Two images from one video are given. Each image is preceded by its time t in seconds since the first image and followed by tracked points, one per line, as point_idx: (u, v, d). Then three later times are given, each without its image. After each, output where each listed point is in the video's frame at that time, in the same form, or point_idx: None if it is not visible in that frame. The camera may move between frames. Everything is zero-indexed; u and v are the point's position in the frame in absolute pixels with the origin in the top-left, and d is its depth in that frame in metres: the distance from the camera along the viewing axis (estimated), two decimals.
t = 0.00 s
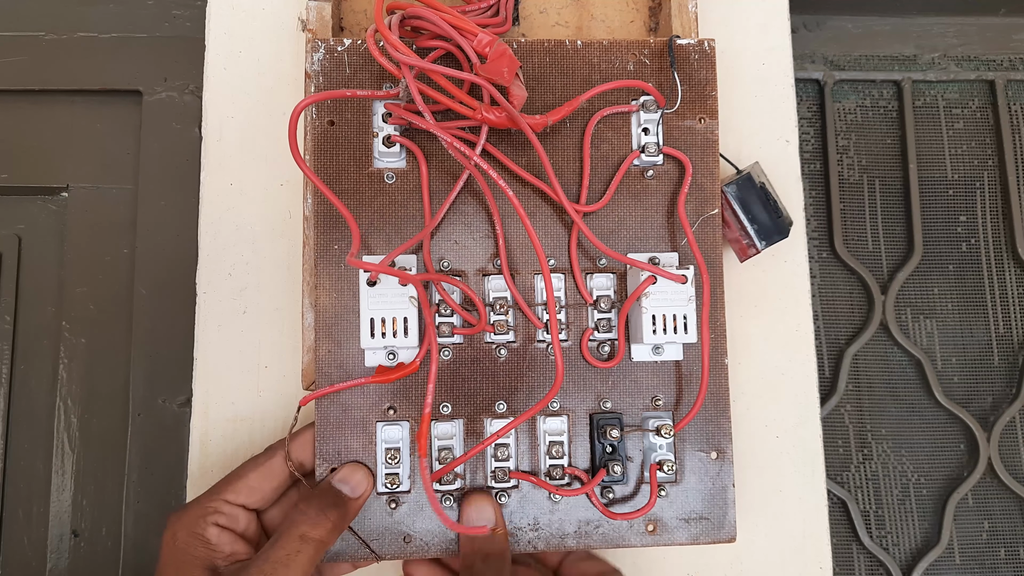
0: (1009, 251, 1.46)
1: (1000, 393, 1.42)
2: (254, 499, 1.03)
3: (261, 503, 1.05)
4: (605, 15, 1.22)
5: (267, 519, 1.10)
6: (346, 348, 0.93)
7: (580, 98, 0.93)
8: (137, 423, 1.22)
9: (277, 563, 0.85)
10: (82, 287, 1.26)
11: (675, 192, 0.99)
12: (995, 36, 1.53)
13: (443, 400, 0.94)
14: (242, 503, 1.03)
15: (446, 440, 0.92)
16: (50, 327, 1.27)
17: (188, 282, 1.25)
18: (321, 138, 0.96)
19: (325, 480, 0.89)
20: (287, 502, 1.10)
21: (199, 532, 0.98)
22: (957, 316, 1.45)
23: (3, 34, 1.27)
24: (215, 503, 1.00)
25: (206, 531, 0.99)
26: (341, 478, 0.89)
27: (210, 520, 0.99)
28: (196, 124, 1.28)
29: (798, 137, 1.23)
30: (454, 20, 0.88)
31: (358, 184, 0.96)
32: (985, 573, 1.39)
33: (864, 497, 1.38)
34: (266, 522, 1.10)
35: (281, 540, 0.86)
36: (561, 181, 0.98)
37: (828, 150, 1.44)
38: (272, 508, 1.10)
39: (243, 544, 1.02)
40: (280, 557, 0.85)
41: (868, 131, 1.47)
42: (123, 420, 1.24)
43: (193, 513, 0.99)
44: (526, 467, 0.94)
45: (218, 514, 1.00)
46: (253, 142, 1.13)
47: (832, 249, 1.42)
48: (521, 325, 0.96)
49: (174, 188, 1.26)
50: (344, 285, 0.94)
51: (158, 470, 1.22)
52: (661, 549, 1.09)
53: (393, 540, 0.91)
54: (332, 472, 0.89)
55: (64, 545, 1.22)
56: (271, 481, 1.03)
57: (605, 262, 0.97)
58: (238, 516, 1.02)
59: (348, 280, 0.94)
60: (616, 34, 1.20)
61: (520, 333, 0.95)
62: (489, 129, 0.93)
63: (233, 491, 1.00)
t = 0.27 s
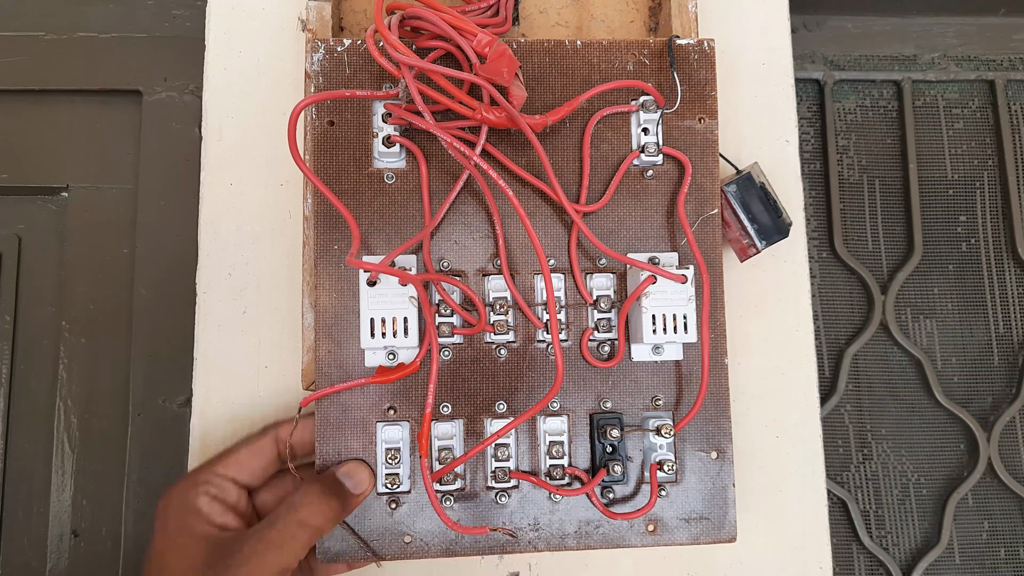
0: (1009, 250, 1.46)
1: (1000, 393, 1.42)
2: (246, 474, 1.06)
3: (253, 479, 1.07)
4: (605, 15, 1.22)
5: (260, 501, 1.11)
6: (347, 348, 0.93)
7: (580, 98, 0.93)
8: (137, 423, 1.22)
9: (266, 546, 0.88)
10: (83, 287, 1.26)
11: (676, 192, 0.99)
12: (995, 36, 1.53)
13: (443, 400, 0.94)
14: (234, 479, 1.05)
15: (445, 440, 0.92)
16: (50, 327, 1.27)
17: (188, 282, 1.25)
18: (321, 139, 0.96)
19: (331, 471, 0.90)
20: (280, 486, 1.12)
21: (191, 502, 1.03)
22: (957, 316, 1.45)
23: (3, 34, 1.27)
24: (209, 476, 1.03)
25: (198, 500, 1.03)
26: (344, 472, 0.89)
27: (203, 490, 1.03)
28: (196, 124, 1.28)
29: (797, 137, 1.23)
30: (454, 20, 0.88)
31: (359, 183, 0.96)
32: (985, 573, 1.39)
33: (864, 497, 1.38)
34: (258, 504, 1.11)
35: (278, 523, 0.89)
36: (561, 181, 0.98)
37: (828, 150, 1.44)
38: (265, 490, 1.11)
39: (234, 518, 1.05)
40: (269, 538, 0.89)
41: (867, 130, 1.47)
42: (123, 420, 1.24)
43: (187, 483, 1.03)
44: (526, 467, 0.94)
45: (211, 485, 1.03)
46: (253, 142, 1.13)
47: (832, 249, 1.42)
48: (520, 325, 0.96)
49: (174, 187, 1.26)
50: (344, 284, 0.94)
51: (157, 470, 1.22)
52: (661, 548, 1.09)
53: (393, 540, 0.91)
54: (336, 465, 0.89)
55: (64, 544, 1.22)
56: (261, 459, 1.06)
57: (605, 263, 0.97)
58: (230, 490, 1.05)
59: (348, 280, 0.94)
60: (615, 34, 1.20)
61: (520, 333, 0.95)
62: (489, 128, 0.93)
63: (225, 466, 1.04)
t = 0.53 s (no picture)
0: (1009, 251, 1.46)
1: (1000, 393, 1.42)
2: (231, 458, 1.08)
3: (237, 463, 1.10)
4: (605, 15, 1.22)
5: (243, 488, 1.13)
6: (351, 349, 0.93)
7: (586, 99, 0.93)
8: (137, 423, 1.22)
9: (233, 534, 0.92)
10: (83, 287, 1.26)
11: (681, 193, 0.99)
12: (995, 37, 1.53)
13: (448, 395, 0.94)
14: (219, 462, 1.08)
15: (450, 434, 0.92)
16: (49, 327, 1.26)
17: (188, 283, 1.25)
18: (333, 140, 0.96)
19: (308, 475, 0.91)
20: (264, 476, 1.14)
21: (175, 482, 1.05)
22: (957, 316, 1.45)
23: (3, 34, 1.27)
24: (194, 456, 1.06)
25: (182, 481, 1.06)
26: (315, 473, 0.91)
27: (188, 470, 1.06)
28: (196, 124, 1.27)
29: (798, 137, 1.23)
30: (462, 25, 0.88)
31: (369, 182, 0.96)
32: (985, 573, 1.39)
33: (864, 498, 1.38)
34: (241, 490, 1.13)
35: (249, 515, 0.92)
36: (566, 182, 0.98)
37: (828, 150, 1.45)
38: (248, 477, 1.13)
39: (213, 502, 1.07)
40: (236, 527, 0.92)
41: (868, 130, 1.47)
42: (123, 420, 1.24)
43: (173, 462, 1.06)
44: (529, 463, 0.94)
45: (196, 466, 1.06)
46: (254, 142, 1.13)
47: (833, 249, 1.42)
48: (526, 323, 0.96)
49: (173, 187, 1.26)
50: (347, 285, 0.94)
51: (157, 471, 1.22)
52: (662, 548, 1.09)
53: (397, 533, 0.91)
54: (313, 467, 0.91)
55: (63, 545, 1.21)
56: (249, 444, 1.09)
57: (610, 262, 0.98)
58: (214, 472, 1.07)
59: (352, 281, 0.94)
60: (616, 35, 1.20)
61: (525, 330, 0.96)
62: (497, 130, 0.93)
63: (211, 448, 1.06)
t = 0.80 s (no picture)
0: (1009, 250, 1.46)
1: (1000, 393, 1.42)
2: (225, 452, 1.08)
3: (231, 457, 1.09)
4: (605, 15, 1.22)
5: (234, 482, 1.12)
6: (351, 348, 0.93)
7: (586, 99, 0.93)
8: (137, 423, 1.22)
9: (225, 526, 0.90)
10: (83, 287, 1.26)
11: (681, 193, 0.99)
12: (995, 37, 1.53)
13: (448, 395, 0.94)
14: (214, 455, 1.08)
15: (450, 434, 0.93)
16: (49, 327, 1.26)
17: (188, 282, 1.25)
18: (333, 139, 0.96)
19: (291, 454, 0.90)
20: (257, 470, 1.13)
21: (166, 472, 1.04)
22: (957, 316, 1.45)
23: (3, 34, 1.27)
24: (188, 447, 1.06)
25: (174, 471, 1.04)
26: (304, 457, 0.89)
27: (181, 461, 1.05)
28: (196, 124, 1.27)
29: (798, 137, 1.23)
30: (461, 25, 0.88)
31: (369, 182, 0.96)
32: (985, 573, 1.39)
33: (864, 497, 1.38)
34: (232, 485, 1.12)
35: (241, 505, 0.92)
36: (566, 182, 0.98)
37: (828, 150, 1.45)
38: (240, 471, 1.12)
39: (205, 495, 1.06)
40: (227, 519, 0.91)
41: (867, 130, 1.47)
42: (123, 420, 1.24)
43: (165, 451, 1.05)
44: (529, 463, 0.94)
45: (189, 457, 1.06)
46: (254, 142, 1.13)
47: (832, 248, 1.42)
48: (526, 323, 0.96)
49: (173, 187, 1.26)
50: (347, 285, 0.94)
51: (157, 470, 1.22)
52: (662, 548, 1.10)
53: (396, 532, 0.91)
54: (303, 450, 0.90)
55: (63, 545, 1.21)
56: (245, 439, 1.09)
57: (610, 262, 0.98)
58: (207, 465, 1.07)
59: (352, 280, 0.94)
60: (616, 35, 1.20)
61: (525, 330, 0.96)
62: (496, 130, 0.93)
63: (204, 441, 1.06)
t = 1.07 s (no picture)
0: (1009, 250, 1.46)
1: (1000, 393, 1.42)
2: (236, 413, 1.03)
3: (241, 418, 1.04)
4: (605, 15, 1.22)
5: (240, 449, 1.07)
6: (351, 348, 0.93)
7: (586, 99, 0.93)
8: (137, 422, 1.22)
9: (254, 507, 0.86)
10: (83, 287, 1.26)
11: (681, 193, 0.99)
12: (995, 37, 1.53)
13: (448, 394, 0.94)
14: (224, 415, 1.02)
15: (450, 434, 0.93)
16: (49, 327, 1.26)
17: (188, 282, 1.25)
18: (332, 139, 0.96)
19: (325, 435, 0.89)
20: (264, 436, 1.08)
21: (181, 435, 0.98)
22: (957, 316, 1.45)
23: (3, 34, 1.27)
24: (202, 409, 1.00)
25: (190, 434, 0.98)
26: (341, 443, 0.89)
27: (195, 424, 0.99)
28: (196, 123, 1.27)
29: (798, 137, 1.23)
30: (462, 25, 0.87)
31: (369, 182, 0.96)
32: (985, 573, 1.39)
33: (864, 497, 1.38)
34: (237, 451, 1.07)
35: (272, 483, 0.86)
36: (567, 182, 0.98)
37: (828, 150, 1.45)
38: (246, 437, 1.07)
39: (218, 460, 1.00)
40: (258, 503, 0.86)
41: (867, 130, 1.47)
42: (123, 420, 1.24)
43: (179, 414, 0.99)
44: (529, 463, 0.94)
45: (204, 419, 1.00)
46: (254, 141, 1.13)
47: (832, 248, 1.42)
48: (526, 323, 0.96)
49: (173, 187, 1.26)
50: (347, 285, 0.94)
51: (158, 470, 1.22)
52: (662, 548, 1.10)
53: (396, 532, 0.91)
54: (336, 433, 0.89)
55: (63, 544, 1.21)
56: (255, 398, 1.03)
57: (609, 262, 0.98)
58: (220, 426, 1.01)
59: (352, 280, 0.94)
60: (615, 35, 1.20)
61: (525, 330, 0.96)
62: (496, 130, 0.93)
63: (215, 401, 1.00)
